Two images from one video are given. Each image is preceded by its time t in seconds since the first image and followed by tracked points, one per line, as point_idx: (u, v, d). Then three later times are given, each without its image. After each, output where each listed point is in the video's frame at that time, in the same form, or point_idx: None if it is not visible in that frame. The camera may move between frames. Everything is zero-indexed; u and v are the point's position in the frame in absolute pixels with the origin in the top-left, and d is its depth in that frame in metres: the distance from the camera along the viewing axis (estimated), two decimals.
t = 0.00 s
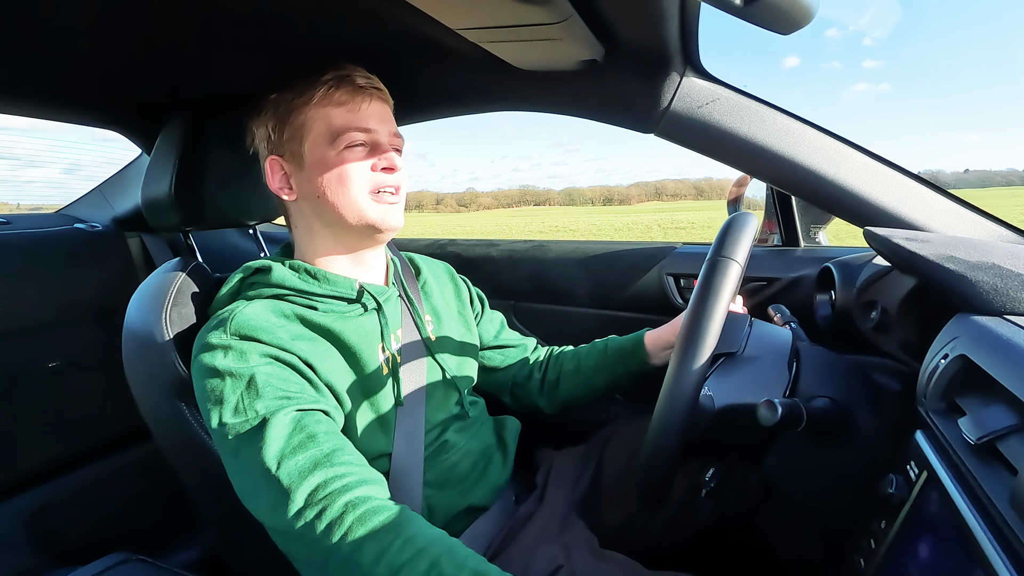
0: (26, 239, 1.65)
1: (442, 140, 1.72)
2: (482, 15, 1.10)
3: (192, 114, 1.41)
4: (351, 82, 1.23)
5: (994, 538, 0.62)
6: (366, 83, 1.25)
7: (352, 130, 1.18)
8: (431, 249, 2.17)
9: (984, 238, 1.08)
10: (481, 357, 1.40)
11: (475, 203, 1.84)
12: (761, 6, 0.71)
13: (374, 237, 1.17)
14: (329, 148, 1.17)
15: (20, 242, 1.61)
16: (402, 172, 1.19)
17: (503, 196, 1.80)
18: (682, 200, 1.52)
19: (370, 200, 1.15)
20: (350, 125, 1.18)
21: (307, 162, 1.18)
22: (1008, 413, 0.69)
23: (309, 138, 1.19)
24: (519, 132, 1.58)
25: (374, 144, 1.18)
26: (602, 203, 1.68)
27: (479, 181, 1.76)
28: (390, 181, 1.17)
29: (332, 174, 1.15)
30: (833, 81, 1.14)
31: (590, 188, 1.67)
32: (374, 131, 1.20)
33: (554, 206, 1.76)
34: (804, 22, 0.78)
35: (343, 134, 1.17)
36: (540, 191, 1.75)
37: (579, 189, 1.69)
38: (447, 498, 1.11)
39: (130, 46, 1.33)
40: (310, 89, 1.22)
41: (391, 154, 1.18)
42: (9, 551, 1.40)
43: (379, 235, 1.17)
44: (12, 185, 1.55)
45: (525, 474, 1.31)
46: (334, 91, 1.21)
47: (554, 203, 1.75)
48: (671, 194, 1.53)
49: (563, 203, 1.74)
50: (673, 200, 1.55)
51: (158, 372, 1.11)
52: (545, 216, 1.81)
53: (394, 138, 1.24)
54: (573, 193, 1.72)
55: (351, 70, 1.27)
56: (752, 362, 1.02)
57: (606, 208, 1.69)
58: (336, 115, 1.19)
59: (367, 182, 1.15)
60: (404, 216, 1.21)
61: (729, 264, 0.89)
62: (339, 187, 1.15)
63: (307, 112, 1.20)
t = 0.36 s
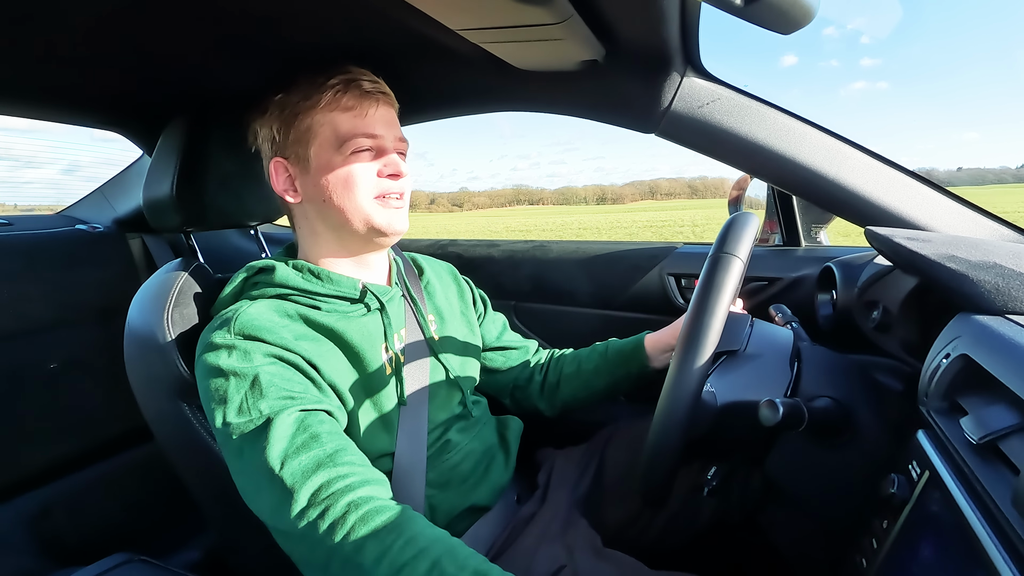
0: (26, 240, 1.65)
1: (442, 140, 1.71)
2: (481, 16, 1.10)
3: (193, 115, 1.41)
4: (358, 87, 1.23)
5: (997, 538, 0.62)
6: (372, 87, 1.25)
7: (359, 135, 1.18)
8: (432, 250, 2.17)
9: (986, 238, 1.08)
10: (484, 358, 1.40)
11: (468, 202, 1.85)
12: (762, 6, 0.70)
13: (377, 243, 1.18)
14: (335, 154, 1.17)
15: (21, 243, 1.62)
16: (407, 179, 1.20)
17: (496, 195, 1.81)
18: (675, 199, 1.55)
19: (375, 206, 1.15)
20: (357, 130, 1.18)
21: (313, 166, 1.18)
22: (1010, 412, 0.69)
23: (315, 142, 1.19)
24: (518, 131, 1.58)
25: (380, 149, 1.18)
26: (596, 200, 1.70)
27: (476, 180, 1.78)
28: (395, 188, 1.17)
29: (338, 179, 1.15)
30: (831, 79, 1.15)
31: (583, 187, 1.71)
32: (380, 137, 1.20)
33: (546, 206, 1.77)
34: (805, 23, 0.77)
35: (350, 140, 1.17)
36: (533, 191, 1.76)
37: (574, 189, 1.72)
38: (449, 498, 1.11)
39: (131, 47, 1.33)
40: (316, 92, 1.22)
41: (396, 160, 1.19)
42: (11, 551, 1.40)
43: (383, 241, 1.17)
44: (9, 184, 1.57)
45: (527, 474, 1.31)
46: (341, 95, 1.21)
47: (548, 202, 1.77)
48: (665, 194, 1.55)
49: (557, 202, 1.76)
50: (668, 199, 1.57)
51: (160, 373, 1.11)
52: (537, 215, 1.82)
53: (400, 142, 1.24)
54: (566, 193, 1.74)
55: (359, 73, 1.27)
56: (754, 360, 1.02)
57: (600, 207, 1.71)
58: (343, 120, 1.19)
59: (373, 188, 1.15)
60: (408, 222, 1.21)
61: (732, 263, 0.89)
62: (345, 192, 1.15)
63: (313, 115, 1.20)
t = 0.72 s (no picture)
0: (26, 242, 1.66)
1: (440, 140, 1.71)
2: (480, 17, 1.10)
3: (193, 116, 1.42)
4: (353, 88, 1.23)
5: (998, 539, 0.62)
6: (366, 88, 1.25)
7: (354, 137, 1.17)
8: (432, 251, 2.17)
9: (986, 239, 1.07)
10: (483, 359, 1.40)
11: (461, 201, 1.85)
12: (761, 7, 0.70)
13: (374, 249, 1.18)
14: (331, 156, 1.16)
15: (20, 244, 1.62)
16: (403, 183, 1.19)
17: (489, 195, 1.82)
18: (668, 197, 1.57)
19: (372, 211, 1.15)
20: (352, 132, 1.18)
21: (308, 169, 1.18)
22: (1011, 413, 0.69)
23: (311, 145, 1.19)
24: (518, 131, 1.57)
25: (375, 151, 1.18)
26: (588, 199, 1.72)
27: (477, 179, 1.75)
28: (391, 193, 1.17)
29: (334, 183, 1.15)
30: (828, 76, 1.16)
31: (577, 186, 1.72)
32: (375, 138, 1.19)
33: (539, 204, 1.80)
34: (804, 25, 0.77)
35: (345, 142, 1.17)
36: (526, 189, 1.78)
37: (565, 188, 1.74)
38: (450, 499, 1.11)
39: (131, 49, 1.34)
40: (311, 94, 1.22)
41: (393, 163, 1.18)
42: (10, 554, 1.40)
43: (378, 247, 1.17)
44: (7, 184, 1.54)
45: (527, 476, 1.31)
46: (336, 96, 1.21)
47: (540, 200, 1.79)
48: (658, 191, 1.58)
49: (549, 201, 1.79)
50: (660, 197, 1.59)
51: (160, 374, 1.11)
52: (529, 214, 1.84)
53: (396, 143, 1.23)
54: (558, 191, 1.76)
55: (353, 75, 1.27)
56: (754, 360, 1.02)
57: (593, 204, 1.73)
58: (338, 122, 1.19)
59: (369, 193, 1.15)
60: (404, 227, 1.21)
61: (731, 264, 0.89)
62: (341, 196, 1.15)
63: (308, 117, 1.20)
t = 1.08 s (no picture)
0: (26, 245, 1.66)
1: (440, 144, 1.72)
2: (480, 21, 1.10)
3: (192, 120, 1.41)
4: (361, 93, 1.23)
5: (997, 539, 0.62)
6: (375, 94, 1.25)
7: (360, 142, 1.17)
8: (431, 254, 2.16)
9: (985, 241, 1.07)
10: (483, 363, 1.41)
11: (455, 200, 1.84)
12: (760, 10, 0.69)
13: (378, 249, 1.18)
14: (334, 159, 1.16)
15: (20, 248, 1.62)
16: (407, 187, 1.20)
17: (482, 193, 1.81)
18: (663, 194, 1.55)
19: (375, 213, 1.15)
20: (359, 137, 1.18)
21: (312, 171, 1.18)
22: (1011, 415, 0.69)
23: (315, 148, 1.18)
24: (516, 129, 1.59)
25: (381, 156, 1.18)
26: (582, 197, 1.75)
27: (476, 178, 1.74)
28: (395, 196, 1.17)
29: (338, 186, 1.15)
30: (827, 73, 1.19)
31: (568, 184, 1.73)
32: (382, 143, 1.19)
33: (532, 201, 1.82)
34: (803, 27, 0.76)
35: (352, 146, 1.17)
36: (519, 187, 1.79)
37: (558, 186, 1.75)
38: (450, 503, 1.11)
39: (131, 53, 1.34)
40: (317, 97, 1.21)
41: (397, 167, 1.19)
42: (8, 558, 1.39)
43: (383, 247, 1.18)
44: (6, 184, 1.58)
45: (527, 479, 1.31)
46: (344, 101, 1.20)
47: (533, 198, 1.81)
48: (652, 189, 1.55)
49: (542, 198, 1.80)
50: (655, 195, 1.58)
51: (159, 378, 1.11)
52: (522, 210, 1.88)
53: (401, 149, 1.23)
54: (552, 189, 1.77)
55: (362, 79, 1.27)
56: (753, 364, 1.02)
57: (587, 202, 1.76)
58: (345, 126, 1.18)
59: (373, 194, 1.15)
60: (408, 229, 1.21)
61: (730, 267, 0.89)
62: (347, 199, 1.14)
63: (315, 120, 1.19)
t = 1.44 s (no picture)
0: (24, 249, 1.65)
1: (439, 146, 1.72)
2: (477, 23, 1.10)
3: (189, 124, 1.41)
4: (369, 95, 1.23)
5: (995, 538, 0.63)
6: (382, 96, 1.25)
7: (366, 144, 1.17)
8: (431, 257, 2.16)
9: (982, 242, 1.08)
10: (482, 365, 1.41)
11: (447, 197, 1.78)
12: (757, 12, 0.69)
13: (381, 251, 1.18)
14: (341, 160, 1.16)
15: (18, 252, 1.62)
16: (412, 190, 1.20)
17: (473, 190, 1.78)
18: (655, 191, 1.53)
19: (381, 215, 1.15)
20: (365, 140, 1.18)
21: (318, 171, 1.18)
22: (1010, 416, 0.69)
23: (321, 149, 1.18)
24: (514, 127, 1.59)
25: (387, 158, 1.18)
26: (574, 195, 1.74)
27: (474, 175, 1.73)
28: (400, 199, 1.18)
29: (344, 187, 1.15)
30: (819, 70, 1.15)
31: (561, 182, 1.73)
32: (388, 147, 1.19)
33: (523, 200, 1.80)
34: (800, 30, 0.76)
35: (358, 148, 1.17)
36: (510, 185, 1.77)
37: (551, 184, 1.74)
38: (450, 507, 1.10)
39: (129, 57, 1.34)
40: (327, 99, 1.22)
41: (404, 171, 1.19)
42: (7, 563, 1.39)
43: (386, 249, 1.17)
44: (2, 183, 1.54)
45: (526, 482, 1.31)
46: (352, 103, 1.21)
47: (525, 196, 1.79)
48: (644, 186, 1.53)
49: (534, 196, 1.79)
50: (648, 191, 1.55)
51: (160, 381, 1.11)
52: (507, 210, 1.83)
53: (406, 153, 1.24)
54: (543, 188, 1.76)
55: (369, 83, 1.27)
56: (751, 366, 1.02)
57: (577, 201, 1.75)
58: (352, 128, 1.18)
59: (378, 196, 1.15)
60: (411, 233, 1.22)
61: (727, 270, 0.89)
62: (352, 199, 1.14)
63: (322, 121, 1.19)
